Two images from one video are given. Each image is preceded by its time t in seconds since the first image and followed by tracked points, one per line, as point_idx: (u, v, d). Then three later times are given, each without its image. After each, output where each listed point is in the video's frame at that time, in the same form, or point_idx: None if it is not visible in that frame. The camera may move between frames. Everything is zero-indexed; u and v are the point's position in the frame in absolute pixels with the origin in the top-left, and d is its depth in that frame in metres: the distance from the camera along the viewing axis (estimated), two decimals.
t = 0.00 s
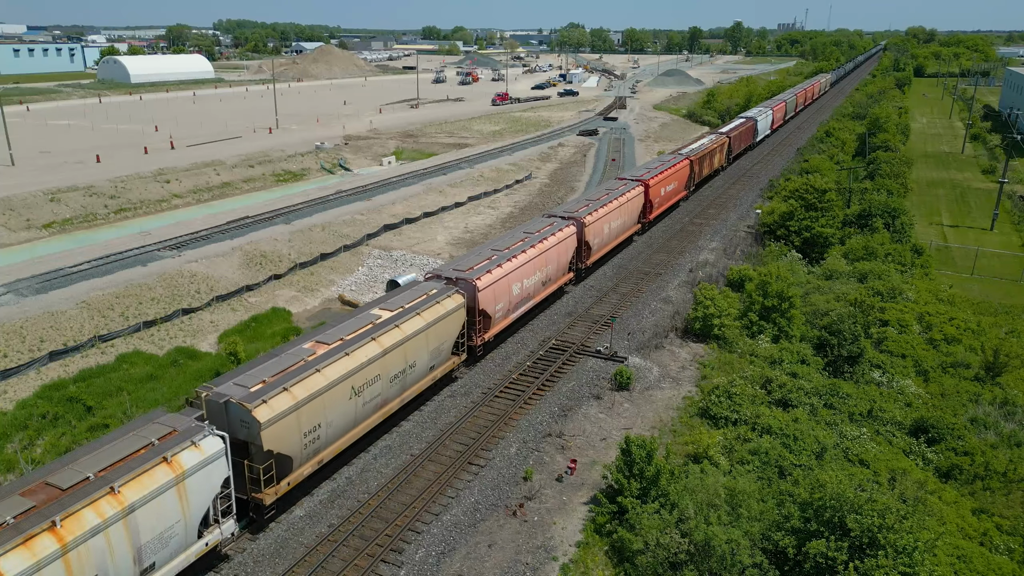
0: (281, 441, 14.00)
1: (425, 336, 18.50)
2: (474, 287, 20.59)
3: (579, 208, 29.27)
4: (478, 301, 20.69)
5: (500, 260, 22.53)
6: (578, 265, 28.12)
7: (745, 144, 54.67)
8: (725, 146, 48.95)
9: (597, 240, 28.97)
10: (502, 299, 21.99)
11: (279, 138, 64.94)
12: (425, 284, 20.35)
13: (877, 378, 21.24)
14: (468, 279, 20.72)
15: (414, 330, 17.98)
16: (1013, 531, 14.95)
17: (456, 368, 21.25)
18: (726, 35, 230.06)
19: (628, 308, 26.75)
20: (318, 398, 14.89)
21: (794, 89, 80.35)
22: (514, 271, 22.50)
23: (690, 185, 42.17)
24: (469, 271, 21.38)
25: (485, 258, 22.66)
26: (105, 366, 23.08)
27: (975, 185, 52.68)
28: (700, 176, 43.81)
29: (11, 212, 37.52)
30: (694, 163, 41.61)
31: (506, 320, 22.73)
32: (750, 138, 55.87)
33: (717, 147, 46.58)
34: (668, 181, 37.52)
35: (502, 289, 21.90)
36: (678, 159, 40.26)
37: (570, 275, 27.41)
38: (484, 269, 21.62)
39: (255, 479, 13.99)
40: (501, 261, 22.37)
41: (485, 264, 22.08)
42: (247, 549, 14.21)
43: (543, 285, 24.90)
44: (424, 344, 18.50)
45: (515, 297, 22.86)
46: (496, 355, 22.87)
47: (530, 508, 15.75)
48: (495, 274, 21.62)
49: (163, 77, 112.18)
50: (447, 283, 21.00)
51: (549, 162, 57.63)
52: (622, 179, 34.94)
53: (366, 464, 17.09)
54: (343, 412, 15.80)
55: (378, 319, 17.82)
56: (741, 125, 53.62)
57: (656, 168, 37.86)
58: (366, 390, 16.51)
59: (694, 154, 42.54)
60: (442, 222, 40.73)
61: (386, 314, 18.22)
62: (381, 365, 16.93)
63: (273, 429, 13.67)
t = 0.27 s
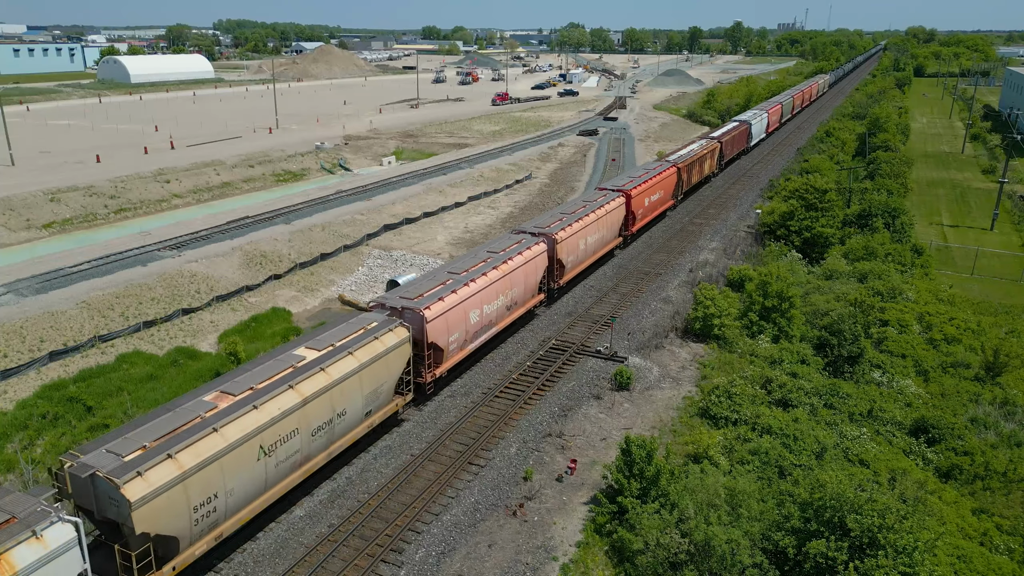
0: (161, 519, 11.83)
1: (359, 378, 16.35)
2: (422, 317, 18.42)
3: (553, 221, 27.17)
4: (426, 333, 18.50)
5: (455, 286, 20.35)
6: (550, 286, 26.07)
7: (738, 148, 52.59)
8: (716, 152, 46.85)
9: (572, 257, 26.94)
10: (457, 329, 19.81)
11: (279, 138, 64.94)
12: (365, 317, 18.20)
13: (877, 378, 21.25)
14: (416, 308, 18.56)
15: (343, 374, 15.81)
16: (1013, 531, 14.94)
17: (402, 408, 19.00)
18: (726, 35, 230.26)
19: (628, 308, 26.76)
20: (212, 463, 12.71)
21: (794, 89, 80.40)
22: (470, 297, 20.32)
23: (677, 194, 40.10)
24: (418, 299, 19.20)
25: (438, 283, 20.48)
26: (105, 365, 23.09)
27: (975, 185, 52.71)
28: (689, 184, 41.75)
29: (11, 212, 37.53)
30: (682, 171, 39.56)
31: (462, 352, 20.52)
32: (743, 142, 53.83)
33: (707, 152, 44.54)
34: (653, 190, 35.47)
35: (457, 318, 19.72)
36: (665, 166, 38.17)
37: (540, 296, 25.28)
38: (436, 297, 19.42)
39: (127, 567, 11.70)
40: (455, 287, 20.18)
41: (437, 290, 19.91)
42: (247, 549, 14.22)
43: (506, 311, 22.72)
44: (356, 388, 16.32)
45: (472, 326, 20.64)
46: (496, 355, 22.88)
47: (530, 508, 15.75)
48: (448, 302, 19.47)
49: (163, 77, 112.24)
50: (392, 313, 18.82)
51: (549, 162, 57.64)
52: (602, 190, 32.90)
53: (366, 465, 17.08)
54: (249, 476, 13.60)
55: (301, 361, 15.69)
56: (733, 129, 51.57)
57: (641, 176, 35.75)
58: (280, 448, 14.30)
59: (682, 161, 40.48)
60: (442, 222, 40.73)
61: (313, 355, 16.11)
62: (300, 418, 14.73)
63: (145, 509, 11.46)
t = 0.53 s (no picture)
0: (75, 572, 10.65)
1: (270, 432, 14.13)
2: (356, 355, 16.08)
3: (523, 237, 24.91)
4: (360, 375, 16.15)
5: (398, 318, 18.09)
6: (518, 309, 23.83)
7: (730, 153, 50.33)
8: (705, 159, 44.63)
9: (543, 276, 24.70)
10: (398, 367, 17.49)
11: (279, 138, 64.94)
12: (284, 360, 15.86)
13: (877, 378, 21.26)
14: (349, 345, 16.22)
15: (244, 434, 13.44)
16: (1013, 530, 14.95)
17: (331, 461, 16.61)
18: (727, 35, 230.37)
19: (628, 308, 26.76)
20: (59, 558, 10.35)
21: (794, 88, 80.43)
22: (415, 330, 18.05)
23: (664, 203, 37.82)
24: (353, 335, 16.83)
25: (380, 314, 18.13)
26: (105, 365, 23.08)
27: (975, 185, 52.74)
28: (676, 193, 39.51)
29: (11, 212, 37.53)
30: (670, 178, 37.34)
31: (406, 393, 18.21)
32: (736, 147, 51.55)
33: (697, 159, 42.29)
34: (637, 200, 33.23)
35: (399, 354, 17.42)
36: (650, 174, 35.87)
37: (505, 321, 23.01)
38: (373, 331, 17.06)
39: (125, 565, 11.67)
40: (397, 320, 17.86)
41: (377, 323, 17.56)
42: (247, 549, 14.22)
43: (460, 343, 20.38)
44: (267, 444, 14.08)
45: (416, 364, 18.30)
46: (496, 355, 22.86)
47: (530, 508, 15.76)
48: (389, 336, 17.18)
49: (163, 77, 112.24)
50: (321, 351, 16.48)
51: (549, 162, 57.65)
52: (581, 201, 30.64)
53: (366, 464, 17.09)
54: (114, 567, 11.26)
55: (197, 417, 13.39)
56: (725, 134, 49.33)
57: (624, 185, 33.46)
58: (162, 526, 12.00)
59: (670, 167, 38.25)
60: (442, 222, 40.72)
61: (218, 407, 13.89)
62: (227, 465, 13.16)
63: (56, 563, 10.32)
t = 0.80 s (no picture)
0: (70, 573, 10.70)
1: (205, 473, 12.82)
2: (267, 409, 13.75)
3: (485, 258, 22.69)
4: (272, 430, 13.84)
5: (326, 359, 15.75)
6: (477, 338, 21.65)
7: (721, 159, 48.20)
8: (694, 166, 42.47)
9: (507, 301, 22.50)
10: (321, 419, 15.19)
11: (279, 138, 64.93)
12: (178, 417, 13.55)
13: (877, 378, 21.26)
14: (259, 397, 13.85)
15: (119, 510, 11.30)
16: (1013, 530, 14.95)
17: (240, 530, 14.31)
18: (726, 35, 230.53)
19: (628, 308, 26.77)
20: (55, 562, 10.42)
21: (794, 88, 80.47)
22: (343, 374, 15.73)
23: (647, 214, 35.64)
24: (266, 383, 14.48)
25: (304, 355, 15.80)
26: (105, 365, 23.08)
27: (975, 185, 52.78)
28: (662, 203, 37.34)
29: (11, 212, 37.53)
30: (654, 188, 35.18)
31: (334, 446, 15.96)
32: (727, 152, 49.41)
33: (684, 166, 40.08)
34: (617, 213, 31.05)
35: (322, 404, 15.14)
36: (633, 185, 33.70)
37: (461, 354, 20.75)
38: (291, 379, 14.70)
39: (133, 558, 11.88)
40: (323, 363, 15.53)
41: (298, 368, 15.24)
42: (247, 549, 14.22)
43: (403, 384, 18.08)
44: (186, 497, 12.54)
45: (345, 413, 15.97)
46: (496, 356, 22.86)
47: (530, 508, 15.76)
48: (310, 384, 14.86)
49: (163, 77, 112.26)
50: (228, 402, 14.17)
51: (549, 162, 57.65)
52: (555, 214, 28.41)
53: (366, 465, 17.09)
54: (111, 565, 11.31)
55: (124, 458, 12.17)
56: (715, 140, 47.17)
57: (603, 197, 31.24)
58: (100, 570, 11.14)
59: (655, 177, 36.07)
60: (442, 222, 40.72)
61: (120, 460, 12.15)
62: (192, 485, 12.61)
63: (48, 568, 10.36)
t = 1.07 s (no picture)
0: None
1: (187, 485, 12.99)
2: (142, 484, 11.48)
3: (438, 283, 20.45)
4: (147, 509, 11.57)
5: (227, 415, 13.46)
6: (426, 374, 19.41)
7: (712, 166, 46.10)
8: (683, 173, 40.39)
9: (462, 331, 20.31)
10: (218, 487, 12.95)
11: (279, 138, 64.93)
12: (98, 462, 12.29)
13: (877, 378, 21.27)
14: (133, 468, 11.56)
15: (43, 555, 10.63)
16: (1013, 530, 14.95)
17: None
18: (727, 35, 230.63)
19: (628, 308, 26.77)
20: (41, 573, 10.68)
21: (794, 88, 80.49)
22: (248, 433, 13.50)
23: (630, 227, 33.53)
24: (146, 449, 12.17)
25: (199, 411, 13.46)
26: (105, 365, 23.09)
27: (975, 184, 52.82)
28: (646, 214, 35.21)
29: (12, 212, 37.52)
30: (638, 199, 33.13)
31: (236, 517, 13.64)
32: (718, 158, 47.34)
33: (671, 174, 37.94)
34: (595, 227, 28.94)
35: (221, 470, 12.93)
36: (614, 196, 31.58)
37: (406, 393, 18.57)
38: (177, 444, 12.41)
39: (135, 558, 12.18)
40: (223, 421, 13.25)
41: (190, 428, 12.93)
42: (247, 549, 14.23)
43: (325, 437, 15.79)
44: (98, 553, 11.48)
45: (250, 476, 13.69)
46: (496, 355, 22.86)
47: (530, 507, 15.77)
48: (204, 448, 12.63)
49: (163, 77, 112.23)
50: (95, 476, 11.86)
51: (549, 162, 57.65)
52: (526, 230, 26.30)
53: (366, 464, 17.09)
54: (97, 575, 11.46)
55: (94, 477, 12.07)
56: (705, 145, 45.08)
57: (581, 210, 29.12)
58: None
59: (639, 186, 33.94)
60: (443, 222, 40.72)
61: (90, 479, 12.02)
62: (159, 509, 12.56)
63: None
